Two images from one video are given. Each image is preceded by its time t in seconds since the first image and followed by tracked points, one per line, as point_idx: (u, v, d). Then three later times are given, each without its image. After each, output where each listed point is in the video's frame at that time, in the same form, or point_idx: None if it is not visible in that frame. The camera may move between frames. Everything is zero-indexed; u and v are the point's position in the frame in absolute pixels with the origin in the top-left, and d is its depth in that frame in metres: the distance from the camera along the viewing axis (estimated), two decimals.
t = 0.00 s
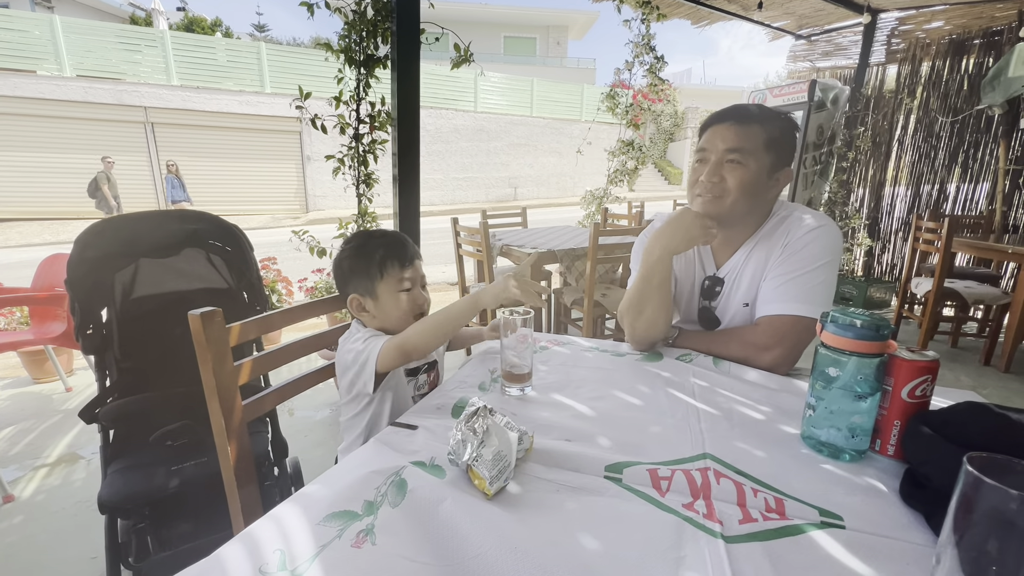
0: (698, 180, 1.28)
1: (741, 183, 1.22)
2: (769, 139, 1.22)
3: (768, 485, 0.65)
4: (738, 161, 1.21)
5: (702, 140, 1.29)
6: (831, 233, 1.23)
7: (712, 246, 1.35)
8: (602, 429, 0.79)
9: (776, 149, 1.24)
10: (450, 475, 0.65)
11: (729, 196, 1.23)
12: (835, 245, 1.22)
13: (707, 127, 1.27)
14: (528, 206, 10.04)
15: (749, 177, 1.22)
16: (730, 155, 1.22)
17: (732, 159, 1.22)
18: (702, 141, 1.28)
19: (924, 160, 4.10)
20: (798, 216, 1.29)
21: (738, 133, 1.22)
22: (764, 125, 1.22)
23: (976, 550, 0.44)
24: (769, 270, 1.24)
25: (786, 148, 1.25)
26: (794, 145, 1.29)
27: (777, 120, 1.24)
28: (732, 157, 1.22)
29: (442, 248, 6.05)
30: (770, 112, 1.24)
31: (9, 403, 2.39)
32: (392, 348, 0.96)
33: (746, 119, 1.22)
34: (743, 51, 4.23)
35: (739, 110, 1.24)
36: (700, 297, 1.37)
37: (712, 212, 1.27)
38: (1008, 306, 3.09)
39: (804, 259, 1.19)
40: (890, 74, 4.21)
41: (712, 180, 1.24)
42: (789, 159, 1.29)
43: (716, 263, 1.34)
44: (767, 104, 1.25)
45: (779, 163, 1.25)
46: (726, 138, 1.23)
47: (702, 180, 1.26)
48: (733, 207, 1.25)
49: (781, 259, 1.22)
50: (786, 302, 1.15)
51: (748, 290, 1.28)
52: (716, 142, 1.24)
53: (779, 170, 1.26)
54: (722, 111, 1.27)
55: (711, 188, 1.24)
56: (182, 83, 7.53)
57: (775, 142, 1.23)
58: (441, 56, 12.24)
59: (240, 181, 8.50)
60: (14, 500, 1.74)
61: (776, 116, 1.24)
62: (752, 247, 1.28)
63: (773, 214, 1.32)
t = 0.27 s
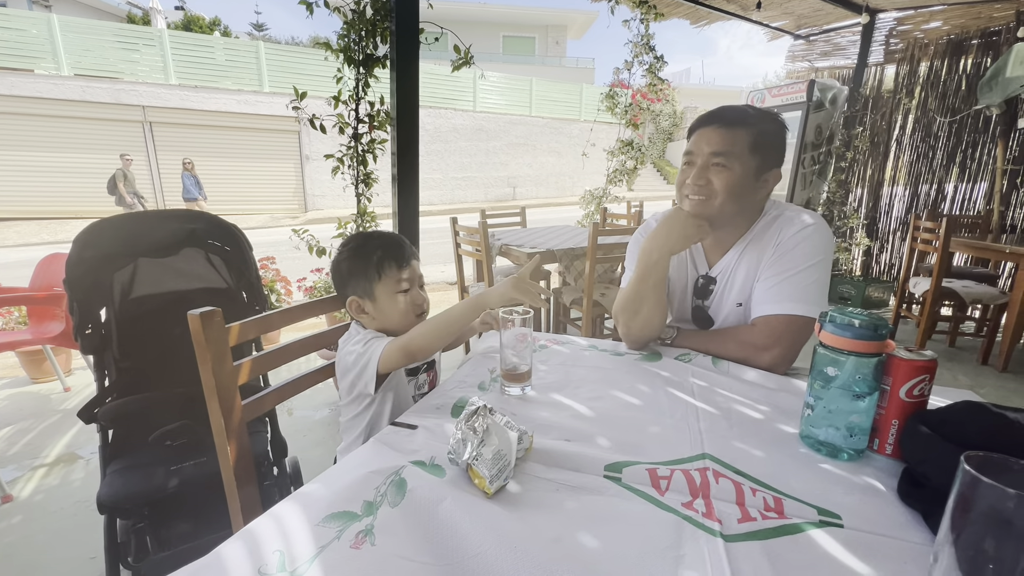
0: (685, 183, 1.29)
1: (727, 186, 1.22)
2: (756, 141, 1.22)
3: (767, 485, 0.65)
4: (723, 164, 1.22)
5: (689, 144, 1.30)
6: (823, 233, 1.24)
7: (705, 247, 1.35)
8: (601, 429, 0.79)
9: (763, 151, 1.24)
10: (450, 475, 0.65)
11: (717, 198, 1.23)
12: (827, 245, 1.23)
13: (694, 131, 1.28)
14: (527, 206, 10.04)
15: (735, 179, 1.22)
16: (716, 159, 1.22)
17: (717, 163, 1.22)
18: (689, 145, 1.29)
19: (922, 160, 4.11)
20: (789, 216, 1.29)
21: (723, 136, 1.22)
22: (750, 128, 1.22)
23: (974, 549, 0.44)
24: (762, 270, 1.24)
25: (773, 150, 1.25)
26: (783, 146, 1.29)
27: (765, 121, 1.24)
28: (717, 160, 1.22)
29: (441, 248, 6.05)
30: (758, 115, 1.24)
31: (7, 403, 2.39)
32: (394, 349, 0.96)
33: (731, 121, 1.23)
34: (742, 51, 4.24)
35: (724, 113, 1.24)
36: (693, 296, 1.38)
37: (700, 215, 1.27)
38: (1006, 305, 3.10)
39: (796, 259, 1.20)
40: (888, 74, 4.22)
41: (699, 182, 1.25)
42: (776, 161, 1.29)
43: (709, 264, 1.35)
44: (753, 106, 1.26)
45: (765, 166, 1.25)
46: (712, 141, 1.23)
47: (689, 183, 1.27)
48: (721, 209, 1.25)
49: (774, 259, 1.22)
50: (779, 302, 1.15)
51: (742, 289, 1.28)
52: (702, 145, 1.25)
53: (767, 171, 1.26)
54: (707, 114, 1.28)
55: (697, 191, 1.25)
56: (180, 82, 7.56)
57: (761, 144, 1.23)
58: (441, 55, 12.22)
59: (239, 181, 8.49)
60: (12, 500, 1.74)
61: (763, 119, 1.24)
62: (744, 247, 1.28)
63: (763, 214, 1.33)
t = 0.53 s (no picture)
0: (689, 186, 1.28)
1: (731, 190, 1.22)
2: (758, 144, 1.22)
3: (770, 483, 0.65)
4: (727, 168, 1.21)
5: (692, 146, 1.28)
6: (826, 232, 1.24)
7: (707, 247, 1.35)
8: (603, 427, 0.79)
9: (766, 153, 1.23)
10: (452, 473, 0.65)
11: (722, 202, 1.23)
12: (830, 244, 1.23)
13: (697, 134, 1.26)
14: (525, 206, 10.04)
15: (739, 182, 1.21)
16: (719, 162, 1.21)
17: (721, 166, 1.21)
18: (692, 148, 1.28)
19: (921, 159, 4.11)
20: (792, 215, 1.29)
21: (726, 139, 1.21)
22: (752, 130, 1.22)
23: (978, 546, 0.45)
24: (766, 270, 1.24)
25: (776, 151, 1.25)
26: (785, 147, 1.28)
27: (767, 123, 1.23)
28: (721, 164, 1.21)
29: (441, 248, 6.05)
30: (759, 116, 1.23)
31: (5, 403, 2.38)
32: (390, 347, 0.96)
33: (734, 124, 1.22)
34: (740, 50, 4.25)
35: (727, 115, 1.23)
36: (697, 296, 1.38)
37: (705, 218, 1.27)
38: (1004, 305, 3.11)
39: (799, 258, 1.20)
40: (887, 74, 4.23)
41: (704, 186, 1.24)
42: (779, 161, 1.28)
43: (712, 264, 1.35)
44: (755, 108, 1.25)
45: (769, 167, 1.25)
46: (715, 144, 1.22)
47: (693, 187, 1.26)
48: (726, 213, 1.25)
49: (777, 259, 1.22)
50: (782, 301, 1.15)
51: (745, 289, 1.28)
52: (705, 149, 1.23)
53: (770, 173, 1.26)
54: (709, 117, 1.26)
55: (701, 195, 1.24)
56: (178, 80, 7.67)
57: (764, 146, 1.22)
58: (439, 55, 12.21)
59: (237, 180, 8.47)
60: (11, 500, 1.74)
61: (765, 120, 1.23)
62: (747, 248, 1.28)
63: (766, 214, 1.33)
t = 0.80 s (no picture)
0: (694, 190, 1.27)
1: (737, 194, 1.21)
2: (765, 148, 1.21)
3: (772, 482, 0.65)
4: (733, 173, 1.20)
5: (696, 149, 1.27)
6: (829, 233, 1.24)
7: (712, 250, 1.35)
8: (604, 427, 0.79)
9: (772, 156, 1.22)
10: (453, 473, 0.64)
11: (728, 207, 1.22)
12: (833, 245, 1.23)
13: (702, 138, 1.25)
14: (523, 205, 10.04)
15: (745, 187, 1.21)
16: (725, 167, 1.20)
17: (726, 171, 1.20)
18: (697, 151, 1.26)
19: (918, 159, 4.12)
20: (796, 216, 1.29)
21: (732, 144, 1.20)
22: (758, 134, 1.20)
23: (984, 546, 0.44)
24: (769, 271, 1.24)
25: (782, 154, 1.24)
26: (790, 148, 1.27)
27: (772, 126, 1.22)
28: (727, 168, 1.20)
29: (439, 248, 6.04)
30: (764, 118, 1.22)
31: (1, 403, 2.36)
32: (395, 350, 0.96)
33: (740, 128, 1.20)
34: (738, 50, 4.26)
35: (733, 118, 1.21)
36: (701, 297, 1.38)
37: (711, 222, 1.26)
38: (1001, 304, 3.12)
39: (803, 259, 1.20)
40: (885, 74, 4.22)
41: (709, 191, 1.23)
42: (785, 163, 1.27)
43: (716, 265, 1.34)
44: (761, 110, 1.23)
45: (774, 170, 1.24)
46: (721, 148, 1.21)
47: (699, 191, 1.25)
48: (731, 217, 1.24)
49: (781, 260, 1.22)
50: (787, 301, 1.15)
51: (748, 289, 1.28)
52: (710, 153, 1.22)
53: (775, 176, 1.25)
54: (714, 120, 1.25)
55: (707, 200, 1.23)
56: (175, 80, 7.65)
57: (770, 149, 1.21)
58: (437, 54, 12.20)
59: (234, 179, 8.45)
60: (7, 501, 1.73)
61: (770, 123, 1.22)
62: (751, 249, 1.28)
63: (770, 214, 1.32)
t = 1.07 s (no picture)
0: (692, 191, 1.27)
1: (736, 195, 1.21)
2: (763, 147, 1.20)
3: (772, 483, 0.64)
4: (731, 173, 1.20)
5: (695, 149, 1.27)
6: (827, 232, 1.24)
7: (711, 250, 1.35)
8: (602, 428, 0.78)
9: (770, 156, 1.22)
10: (451, 474, 0.64)
11: (727, 207, 1.22)
12: (831, 244, 1.23)
13: (700, 138, 1.25)
14: (520, 205, 10.04)
15: (743, 187, 1.20)
16: (724, 167, 1.20)
17: (725, 171, 1.20)
18: (695, 151, 1.26)
19: (913, 159, 4.14)
20: (795, 215, 1.28)
21: (730, 144, 1.19)
22: (757, 133, 1.20)
23: (986, 547, 0.44)
24: (768, 270, 1.23)
25: (780, 154, 1.24)
26: (789, 148, 1.27)
27: (771, 125, 1.22)
28: (725, 168, 1.20)
29: (436, 247, 6.03)
30: (762, 118, 1.21)
31: None
32: (397, 343, 0.95)
33: (738, 128, 1.20)
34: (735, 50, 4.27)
35: (731, 118, 1.21)
36: (699, 297, 1.37)
37: (709, 222, 1.26)
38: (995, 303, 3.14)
39: (801, 258, 1.20)
40: (880, 74, 4.25)
41: (708, 192, 1.23)
42: (783, 163, 1.27)
43: (715, 264, 1.34)
44: (759, 109, 1.23)
45: (773, 170, 1.24)
46: (719, 149, 1.20)
47: (697, 191, 1.25)
48: (730, 217, 1.24)
49: (780, 260, 1.22)
50: (785, 300, 1.15)
51: (747, 289, 1.28)
52: (709, 153, 1.22)
53: (774, 176, 1.25)
54: (712, 120, 1.24)
55: (706, 200, 1.23)
56: (170, 78, 7.61)
57: (768, 148, 1.21)
58: (434, 53, 12.17)
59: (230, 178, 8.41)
60: None
61: (769, 123, 1.21)
62: (749, 249, 1.28)
63: (769, 214, 1.32)
